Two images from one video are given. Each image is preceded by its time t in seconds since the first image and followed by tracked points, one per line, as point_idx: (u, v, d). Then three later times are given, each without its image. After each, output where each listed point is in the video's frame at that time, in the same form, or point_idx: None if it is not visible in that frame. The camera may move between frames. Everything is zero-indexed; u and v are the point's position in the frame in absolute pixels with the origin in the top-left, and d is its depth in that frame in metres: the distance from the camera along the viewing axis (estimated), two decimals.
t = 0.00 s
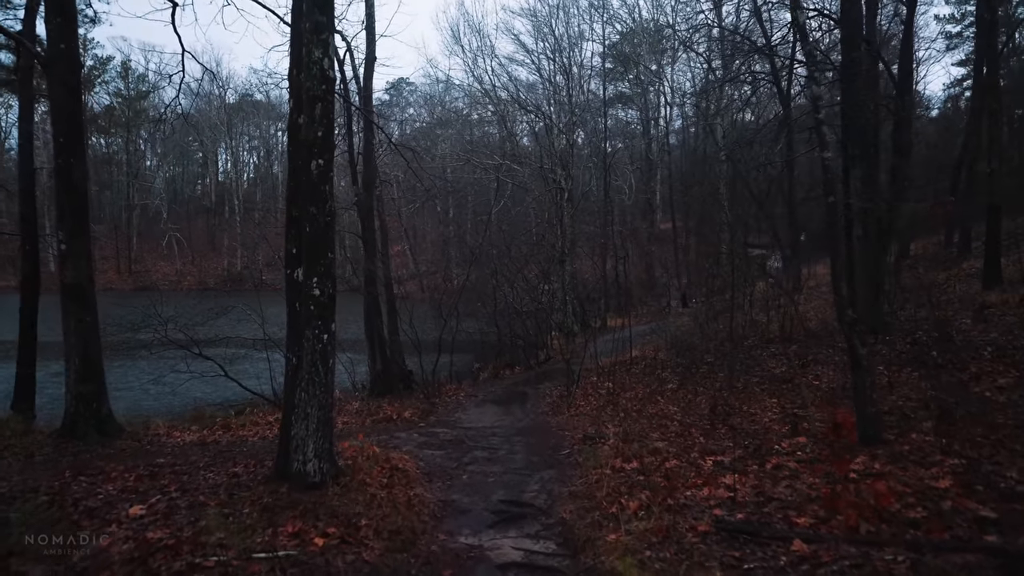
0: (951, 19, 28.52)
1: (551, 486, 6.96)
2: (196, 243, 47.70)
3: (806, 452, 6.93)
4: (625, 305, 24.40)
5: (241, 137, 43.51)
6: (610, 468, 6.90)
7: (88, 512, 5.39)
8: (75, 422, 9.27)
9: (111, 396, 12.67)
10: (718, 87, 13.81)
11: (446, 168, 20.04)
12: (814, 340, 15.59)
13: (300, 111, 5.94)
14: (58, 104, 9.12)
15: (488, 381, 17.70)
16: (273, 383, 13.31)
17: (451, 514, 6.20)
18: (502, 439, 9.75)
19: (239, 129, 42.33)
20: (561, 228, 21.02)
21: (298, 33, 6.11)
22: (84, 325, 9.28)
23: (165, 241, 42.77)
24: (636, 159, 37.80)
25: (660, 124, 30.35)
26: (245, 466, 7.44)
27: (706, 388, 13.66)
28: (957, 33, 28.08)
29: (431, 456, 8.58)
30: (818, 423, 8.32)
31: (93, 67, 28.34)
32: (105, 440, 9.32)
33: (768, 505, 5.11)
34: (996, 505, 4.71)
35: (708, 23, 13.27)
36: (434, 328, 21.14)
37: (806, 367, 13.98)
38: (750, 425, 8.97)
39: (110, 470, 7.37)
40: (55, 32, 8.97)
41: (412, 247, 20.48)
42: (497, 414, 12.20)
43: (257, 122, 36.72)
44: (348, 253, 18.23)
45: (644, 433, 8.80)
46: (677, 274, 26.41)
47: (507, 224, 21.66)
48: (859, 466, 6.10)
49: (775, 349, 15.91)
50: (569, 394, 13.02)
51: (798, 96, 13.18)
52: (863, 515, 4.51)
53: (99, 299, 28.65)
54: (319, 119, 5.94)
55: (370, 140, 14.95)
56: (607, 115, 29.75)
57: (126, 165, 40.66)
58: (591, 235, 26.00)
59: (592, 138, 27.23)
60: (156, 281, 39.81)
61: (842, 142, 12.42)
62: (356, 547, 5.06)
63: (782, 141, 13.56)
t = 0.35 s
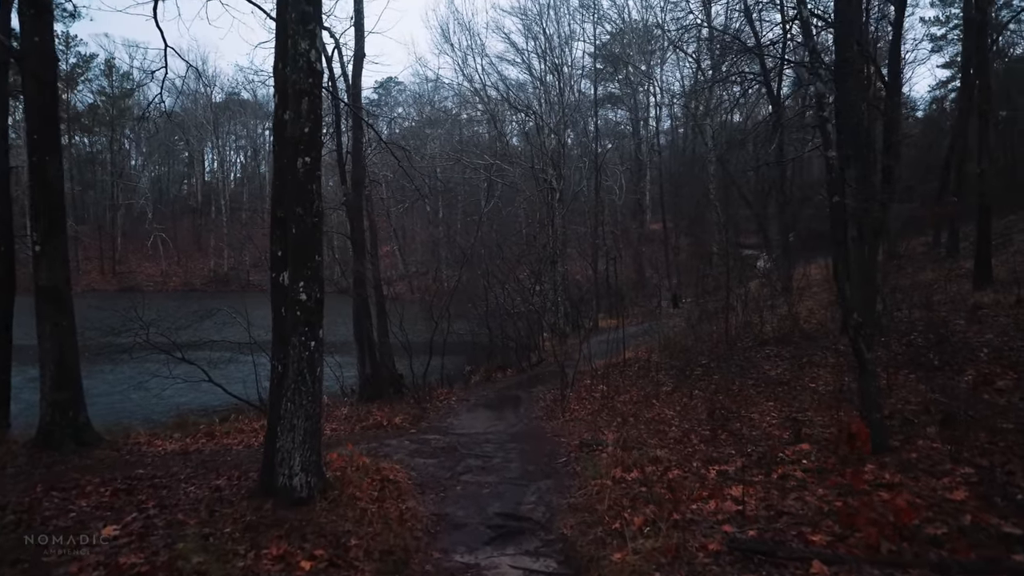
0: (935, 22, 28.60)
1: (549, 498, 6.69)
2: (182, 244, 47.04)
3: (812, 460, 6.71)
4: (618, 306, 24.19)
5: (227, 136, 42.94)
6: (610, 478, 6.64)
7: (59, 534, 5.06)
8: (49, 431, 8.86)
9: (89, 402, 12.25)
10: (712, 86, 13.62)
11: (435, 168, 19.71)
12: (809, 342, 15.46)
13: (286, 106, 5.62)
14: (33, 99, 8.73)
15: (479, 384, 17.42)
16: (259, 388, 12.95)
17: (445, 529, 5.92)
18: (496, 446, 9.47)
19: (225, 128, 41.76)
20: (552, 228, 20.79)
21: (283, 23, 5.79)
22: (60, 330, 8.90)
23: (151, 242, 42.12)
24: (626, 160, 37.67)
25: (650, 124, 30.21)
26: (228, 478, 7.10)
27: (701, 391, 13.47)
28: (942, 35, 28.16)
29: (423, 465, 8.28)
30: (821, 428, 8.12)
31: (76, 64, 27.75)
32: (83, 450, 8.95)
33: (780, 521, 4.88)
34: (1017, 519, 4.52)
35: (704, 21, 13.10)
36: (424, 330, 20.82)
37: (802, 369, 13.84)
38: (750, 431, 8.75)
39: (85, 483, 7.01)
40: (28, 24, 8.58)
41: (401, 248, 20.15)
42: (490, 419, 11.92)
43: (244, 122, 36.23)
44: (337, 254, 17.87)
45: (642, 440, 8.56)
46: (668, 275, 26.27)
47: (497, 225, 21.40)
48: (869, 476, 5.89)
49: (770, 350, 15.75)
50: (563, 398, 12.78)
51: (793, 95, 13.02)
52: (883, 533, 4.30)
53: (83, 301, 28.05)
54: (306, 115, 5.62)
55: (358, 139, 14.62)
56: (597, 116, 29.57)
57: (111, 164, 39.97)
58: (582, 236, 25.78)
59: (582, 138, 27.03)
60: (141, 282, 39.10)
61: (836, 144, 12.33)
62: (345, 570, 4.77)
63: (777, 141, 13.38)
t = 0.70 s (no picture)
0: (922, 22, 28.63)
1: (540, 503, 6.44)
2: (169, 244, 46.46)
3: (810, 462, 6.52)
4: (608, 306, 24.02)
5: (214, 136, 42.46)
6: (604, 482, 6.40)
7: (19, 546, 4.75)
8: (18, 436, 8.49)
9: (65, 406, 11.85)
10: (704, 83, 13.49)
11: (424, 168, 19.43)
12: (801, 341, 15.31)
13: (261, 94, 5.34)
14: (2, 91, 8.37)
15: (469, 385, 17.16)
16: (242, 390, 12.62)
17: (431, 537, 5.64)
18: (485, 449, 9.21)
19: (212, 128, 41.26)
20: (542, 227, 20.55)
21: (259, 7, 5.50)
22: (30, 331, 8.56)
23: (137, 243, 41.56)
24: (616, 160, 37.57)
25: (640, 124, 30.11)
26: (205, 485, 6.81)
27: (694, 391, 13.29)
28: (928, 36, 28.20)
29: (409, 470, 8.00)
30: (818, 429, 7.92)
31: (58, 63, 27.26)
32: (54, 456, 8.59)
33: (781, 526, 4.67)
34: None
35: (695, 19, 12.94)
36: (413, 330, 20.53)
37: (795, 368, 13.69)
38: (746, 432, 8.57)
39: (53, 491, 6.68)
40: None
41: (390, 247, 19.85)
42: (480, 421, 11.65)
43: (231, 121, 35.75)
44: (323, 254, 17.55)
45: (636, 442, 8.34)
46: (659, 275, 26.10)
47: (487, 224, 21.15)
48: (872, 477, 5.69)
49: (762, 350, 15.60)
50: (554, 399, 12.56)
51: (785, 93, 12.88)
52: (891, 538, 4.09)
53: (65, 302, 27.52)
54: (283, 102, 5.34)
55: (345, 136, 14.33)
56: (587, 116, 29.41)
57: (96, 164, 39.40)
58: (573, 235, 25.58)
59: (572, 138, 26.84)
60: (126, 283, 38.50)
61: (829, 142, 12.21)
62: None
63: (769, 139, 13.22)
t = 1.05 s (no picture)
0: (919, 22, 28.49)
1: (535, 513, 6.23)
2: (164, 245, 46.14)
3: (814, 470, 6.32)
4: (605, 307, 23.83)
5: (209, 137, 42.22)
6: (601, 491, 6.18)
7: None
8: None
9: (51, 411, 11.60)
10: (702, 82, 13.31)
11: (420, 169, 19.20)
12: (800, 342, 15.13)
13: (245, 88, 5.12)
14: None
15: (464, 387, 16.95)
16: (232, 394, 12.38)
17: (422, 550, 5.43)
18: (480, 455, 8.99)
19: (208, 129, 40.96)
20: (539, 228, 20.34)
21: None
22: (11, 334, 8.29)
23: (131, 244, 41.27)
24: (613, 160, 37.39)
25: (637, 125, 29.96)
26: (189, 494, 6.58)
27: (692, 393, 13.09)
28: (926, 36, 28.07)
29: (401, 477, 7.77)
30: (821, 434, 7.72)
31: (53, 62, 26.97)
32: (36, 464, 8.33)
33: (787, 540, 4.47)
34: None
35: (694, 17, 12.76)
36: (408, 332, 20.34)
37: (794, 370, 13.50)
38: (746, 435, 8.38)
39: (31, 502, 6.45)
40: None
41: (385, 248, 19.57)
42: (475, 425, 11.43)
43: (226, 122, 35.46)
44: (317, 255, 17.32)
45: (635, 447, 8.14)
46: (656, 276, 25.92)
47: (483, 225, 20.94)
48: (879, 486, 5.50)
49: (761, 351, 15.41)
50: (550, 402, 12.35)
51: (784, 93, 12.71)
52: (906, 555, 3.88)
53: (57, 303, 27.19)
54: (267, 96, 5.12)
55: (338, 135, 14.12)
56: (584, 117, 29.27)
57: (91, 165, 39.09)
58: (570, 236, 25.38)
59: (569, 138, 26.66)
60: (121, 284, 38.22)
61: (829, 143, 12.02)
62: None
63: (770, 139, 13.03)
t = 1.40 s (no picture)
0: (921, 22, 28.35)
1: (537, 513, 6.04)
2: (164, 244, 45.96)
3: (824, 469, 6.14)
4: (607, 306, 23.65)
5: (209, 135, 42.10)
6: (605, 491, 6.00)
7: None
8: None
9: (44, 409, 11.42)
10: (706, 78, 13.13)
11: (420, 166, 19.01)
12: (804, 341, 14.95)
13: (237, 72, 4.94)
14: None
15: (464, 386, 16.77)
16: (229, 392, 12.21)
17: (421, 552, 5.24)
18: (480, 454, 8.80)
19: (208, 127, 40.81)
20: (540, 226, 20.13)
21: None
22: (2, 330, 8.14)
23: (131, 243, 41.07)
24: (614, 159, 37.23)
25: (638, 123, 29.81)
26: (181, 494, 6.39)
27: (695, 392, 12.91)
28: (927, 36, 27.95)
29: (400, 476, 7.58)
30: (830, 434, 7.52)
31: (53, 60, 26.87)
32: (26, 462, 8.14)
33: (802, 544, 4.28)
34: None
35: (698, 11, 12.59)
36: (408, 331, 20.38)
37: (799, 368, 13.31)
38: (753, 434, 8.19)
39: (18, 501, 6.26)
40: None
41: (384, 246, 19.39)
42: (475, 423, 11.25)
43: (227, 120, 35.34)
44: (315, 253, 17.13)
45: (639, 447, 7.96)
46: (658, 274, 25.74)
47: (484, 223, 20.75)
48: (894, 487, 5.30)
49: (764, 350, 15.23)
50: (552, 400, 12.17)
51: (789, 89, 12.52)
52: (928, 559, 3.69)
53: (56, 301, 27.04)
54: (260, 80, 4.93)
55: (337, 130, 13.92)
56: (584, 116, 29.12)
57: (90, 163, 38.94)
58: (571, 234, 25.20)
59: (570, 137, 26.48)
60: (120, 283, 38.03)
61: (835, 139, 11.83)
62: None
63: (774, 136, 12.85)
